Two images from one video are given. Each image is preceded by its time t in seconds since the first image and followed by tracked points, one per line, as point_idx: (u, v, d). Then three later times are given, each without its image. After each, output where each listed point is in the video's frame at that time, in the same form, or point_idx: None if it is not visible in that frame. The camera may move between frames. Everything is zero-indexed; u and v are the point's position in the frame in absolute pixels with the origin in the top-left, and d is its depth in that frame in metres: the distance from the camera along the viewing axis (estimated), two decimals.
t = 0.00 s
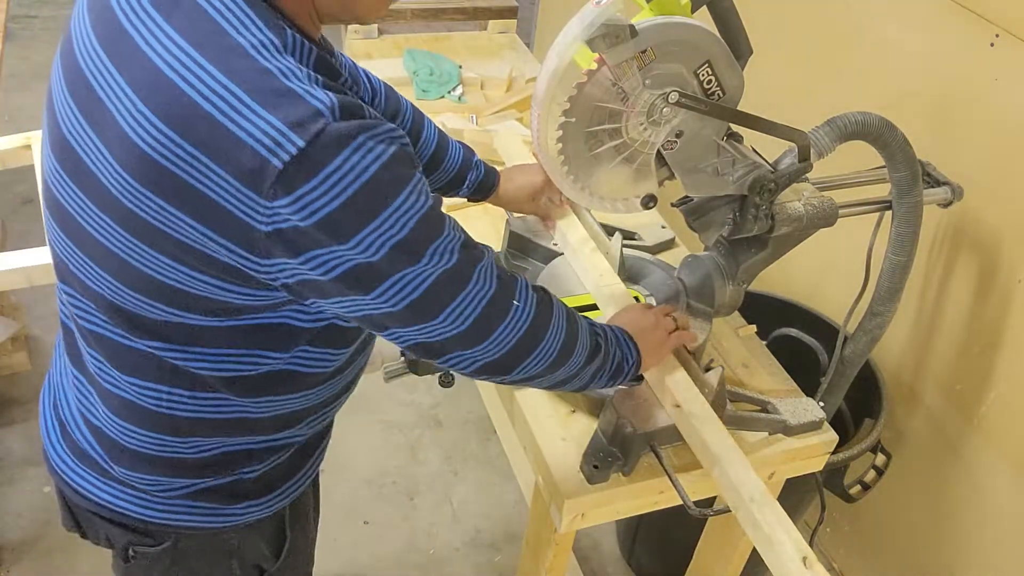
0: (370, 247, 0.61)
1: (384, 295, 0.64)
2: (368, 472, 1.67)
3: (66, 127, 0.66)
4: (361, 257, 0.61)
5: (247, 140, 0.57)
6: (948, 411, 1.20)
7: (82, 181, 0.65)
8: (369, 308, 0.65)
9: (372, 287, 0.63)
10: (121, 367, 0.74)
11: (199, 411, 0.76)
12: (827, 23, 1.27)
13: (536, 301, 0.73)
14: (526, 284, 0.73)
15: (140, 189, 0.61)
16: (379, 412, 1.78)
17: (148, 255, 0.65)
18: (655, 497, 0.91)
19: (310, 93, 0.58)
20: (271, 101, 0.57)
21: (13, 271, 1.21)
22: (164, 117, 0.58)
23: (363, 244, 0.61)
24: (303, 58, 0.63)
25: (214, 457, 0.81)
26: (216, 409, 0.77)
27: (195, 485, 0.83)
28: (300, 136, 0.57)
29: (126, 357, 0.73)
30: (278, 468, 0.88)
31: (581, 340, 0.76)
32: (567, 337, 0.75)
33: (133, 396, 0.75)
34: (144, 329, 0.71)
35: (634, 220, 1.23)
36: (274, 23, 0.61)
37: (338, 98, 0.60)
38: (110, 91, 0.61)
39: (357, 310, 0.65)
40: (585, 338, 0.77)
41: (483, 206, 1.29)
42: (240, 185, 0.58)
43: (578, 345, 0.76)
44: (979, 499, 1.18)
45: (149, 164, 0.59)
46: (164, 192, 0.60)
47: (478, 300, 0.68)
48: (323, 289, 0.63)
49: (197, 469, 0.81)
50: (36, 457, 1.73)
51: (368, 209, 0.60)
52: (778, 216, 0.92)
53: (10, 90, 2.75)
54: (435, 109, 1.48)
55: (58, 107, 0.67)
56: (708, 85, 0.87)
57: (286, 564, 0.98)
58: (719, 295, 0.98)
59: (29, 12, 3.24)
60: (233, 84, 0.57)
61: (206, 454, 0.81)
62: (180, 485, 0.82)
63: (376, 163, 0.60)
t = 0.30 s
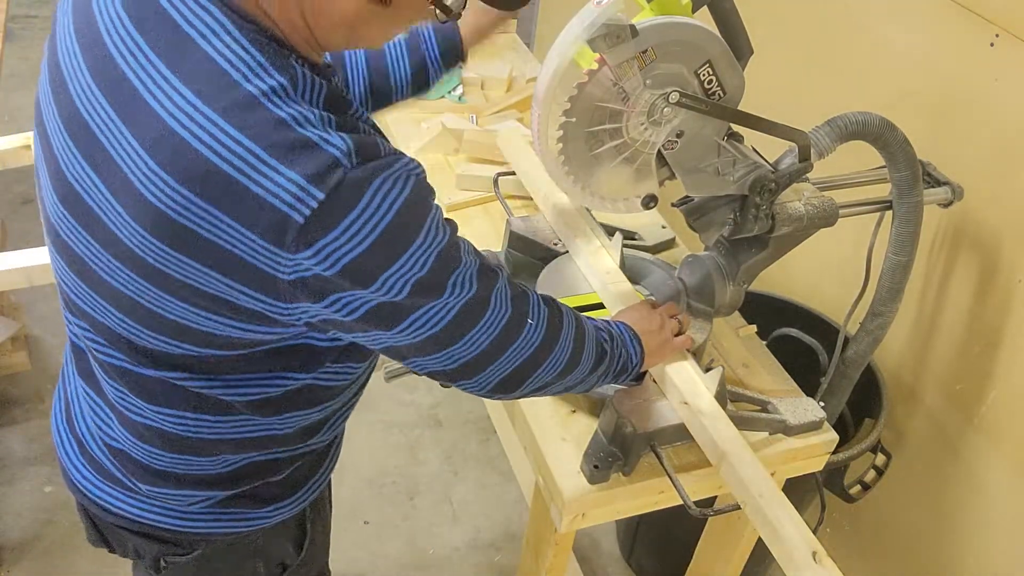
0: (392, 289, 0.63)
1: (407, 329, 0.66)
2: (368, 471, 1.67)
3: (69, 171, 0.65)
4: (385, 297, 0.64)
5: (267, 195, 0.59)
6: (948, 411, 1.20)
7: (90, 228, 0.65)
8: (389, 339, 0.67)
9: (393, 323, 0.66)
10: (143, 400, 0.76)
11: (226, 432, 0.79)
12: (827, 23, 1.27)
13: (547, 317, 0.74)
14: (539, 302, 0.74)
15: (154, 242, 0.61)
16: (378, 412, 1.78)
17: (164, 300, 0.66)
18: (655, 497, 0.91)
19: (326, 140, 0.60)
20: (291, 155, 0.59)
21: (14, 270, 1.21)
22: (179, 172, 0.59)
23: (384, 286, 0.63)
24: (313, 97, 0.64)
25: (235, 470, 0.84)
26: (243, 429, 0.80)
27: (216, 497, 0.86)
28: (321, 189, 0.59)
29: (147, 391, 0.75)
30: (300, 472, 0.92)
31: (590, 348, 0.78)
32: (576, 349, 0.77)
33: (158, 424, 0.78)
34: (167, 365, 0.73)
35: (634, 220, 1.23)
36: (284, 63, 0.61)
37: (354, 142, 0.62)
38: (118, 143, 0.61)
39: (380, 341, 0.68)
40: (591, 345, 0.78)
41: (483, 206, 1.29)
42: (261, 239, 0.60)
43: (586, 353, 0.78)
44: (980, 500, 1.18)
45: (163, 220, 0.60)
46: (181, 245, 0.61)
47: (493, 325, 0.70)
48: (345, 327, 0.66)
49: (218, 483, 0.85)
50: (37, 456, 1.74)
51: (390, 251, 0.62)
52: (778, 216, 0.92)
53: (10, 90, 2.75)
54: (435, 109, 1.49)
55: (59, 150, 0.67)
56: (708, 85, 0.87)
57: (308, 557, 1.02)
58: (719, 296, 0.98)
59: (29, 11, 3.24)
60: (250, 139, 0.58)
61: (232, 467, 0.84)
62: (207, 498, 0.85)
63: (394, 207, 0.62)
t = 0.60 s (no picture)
0: (395, 336, 0.67)
1: (410, 369, 0.70)
2: (368, 472, 1.67)
3: (67, 233, 0.68)
4: (389, 344, 0.67)
5: (273, 266, 0.62)
6: (948, 412, 1.20)
7: (94, 288, 0.68)
8: (393, 379, 0.71)
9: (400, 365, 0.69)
10: (159, 429, 0.80)
11: (244, 452, 0.82)
12: (827, 23, 1.27)
13: (544, 342, 0.76)
14: (536, 326, 0.76)
15: (162, 307, 0.65)
16: (378, 412, 1.78)
17: (175, 352, 0.70)
18: (655, 497, 0.91)
19: (331, 204, 0.63)
20: (292, 225, 0.62)
21: (13, 270, 1.21)
22: (181, 245, 0.62)
23: (389, 335, 0.67)
24: (314, 151, 0.66)
25: (254, 483, 0.88)
26: (260, 448, 0.83)
27: (240, 510, 0.88)
28: (327, 256, 0.63)
29: (162, 421, 0.79)
30: (319, 476, 0.94)
31: (586, 364, 0.80)
32: (573, 369, 0.79)
33: (174, 447, 0.81)
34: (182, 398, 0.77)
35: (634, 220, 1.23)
36: (280, 123, 0.64)
37: (356, 199, 0.65)
38: (115, 214, 0.63)
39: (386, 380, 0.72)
40: (588, 359, 0.80)
41: (483, 206, 1.29)
42: (269, 303, 0.64)
43: (583, 367, 0.80)
44: (980, 500, 1.18)
45: (170, 288, 0.63)
46: (189, 308, 0.65)
47: (492, 361, 0.73)
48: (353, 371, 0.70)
49: (238, 496, 0.87)
50: (37, 457, 1.73)
51: (394, 302, 0.65)
52: (778, 216, 0.92)
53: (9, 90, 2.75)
54: (435, 109, 1.49)
55: (54, 213, 0.68)
56: (680, 111, 0.83)
57: (321, 553, 1.06)
58: (719, 296, 0.98)
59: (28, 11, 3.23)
60: (251, 212, 0.61)
61: (252, 481, 0.87)
62: (229, 511, 0.88)
63: (397, 257, 0.65)
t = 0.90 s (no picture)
0: (392, 342, 0.67)
1: (405, 375, 0.70)
2: (367, 472, 1.67)
3: (73, 226, 0.67)
4: (385, 350, 0.67)
5: (275, 271, 0.62)
6: (948, 411, 1.20)
7: (100, 282, 0.68)
8: (389, 386, 0.71)
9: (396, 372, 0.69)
10: (166, 418, 0.80)
11: (247, 440, 0.82)
12: (826, 23, 1.27)
13: (542, 351, 0.76)
14: (533, 338, 0.76)
15: (166, 305, 0.65)
16: (378, 412, 1.78)
17: (179, 347, 0.70)
18: (655, 497, 0.91)
19: (333, 209, 0.63)
20: (295, 231, 0.62)
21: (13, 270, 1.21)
22: (186, 246, 0.62)
23: (386, 342, 0.66)
24: (318, 158, 0.66)
25: (258, 469, 0.88)
26: (265, 436, 0.82)
27: (244, 494, 0.89)
28: (326, 261, 0.62)
29: (170, 409, 0.79)
30: (322, 460, 0.95)
31: (585, 373, 0.80)
32: (571, 378, 0.79)
33: (179, 434, 0.81)
34: (186, 391, 0.77)
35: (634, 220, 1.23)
36: (289, 130, 0.64)
37: (358, 206, 0.65)
38: (121, 212, 0.63)
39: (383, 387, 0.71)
40: (587, 369, 0.80)
41: (483, 206, 1.29)
42: (270, 305, 0.64)
43: (582, 377, 0.80)
44: (979, 500, 1.18)
45: (173, 287, 0.63)
46: (193, 308, 0.65)
47: (489, 370, 0.73)
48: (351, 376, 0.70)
49: (242, 480, 0.87)
50: (37, 456, 1.74)
51: (391, 309, 0.65)
52: (778, 216, 0.92)
53: (9, 90, 2.75)
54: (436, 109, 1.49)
55: (62, 208, 0.68)
56: (641, 169, 0.87)
57: (323, 535, 1.06)
58: (719, 295, 0.98)
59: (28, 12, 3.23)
60: (255, 216, 0.61)
61: (258, 465, 0.87)
62: (236, 495, 0.88)
63: (394, 265, 0.65)
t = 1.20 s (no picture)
0: (396, 351, 0.67)
1: (408, 383, 0.70)
2: (367, 472, 1.67)
3: (79, 231, 0.67)
4: (388, 358, 0.67)
5: (280, 280, 0.62)
6: (948, 411, 1.20)
7: (105, 287, 0.68)
8: (393, 392, 0.71)
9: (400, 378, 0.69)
10: (168, 421, 0.80)
11: (248, 442, 0.82)
12: (826, 23, 1.27)
13: (546, 356, 0.76)
14: (536, 343, 0.76)
15: (170, 311, 0.65)
16: (378, 412, 1.78)
17: (183, 353, 0.70)
18: (655, 497, 0.91)
19: (341, 220, 0.63)
20: (302, 241, 0.62)
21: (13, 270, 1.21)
22: (192, 253, 0.62)
23: (390, 350, 0.66)
24: (327, 168, 0.66)
25: (257, 470, 0.87)
26: (267, 437, 0.82)
27: (242, 494, 0.88)
28: (333, 271, 0.63)
29: (173, 413, 0.79)
30: (321, 460, 0.95)
31: (587, 377, 0.80)
32: (574, 382, 0.79)
33: (181, 436, 0.81)
34: (189, 393, 0.77)
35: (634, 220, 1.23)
36: (297, 140, 0.64)
37: (365, 215, 0.65)
38: (127, 219, 0.63)
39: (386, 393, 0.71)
40: (590, 373, 0.80)
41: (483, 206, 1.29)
42: (275, 314, 0.63)
43: (584, 381, 0.80)
44: (979, 500, 1.18)
45: (178, 294, 0.63)
46: (198, 315, 0.65)
47: (493, 375, 0.73)
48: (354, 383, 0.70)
49: (241, 481, 0.87)
50: (37, 457, 1.73)
51: (395, 318, 0.65)
52: (778, 216, 0.92)
53: (10, 90, 2.75)
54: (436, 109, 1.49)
55: (67, 212, 0.68)
56: (642, 169, 0.87)
57: (322, 535, 1.06)
58: (719, 295, 0.98)
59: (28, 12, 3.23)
60: (262, 225, 0.61)
61: (257, 466, 0.87)
62: (235, 496, 0.88)
63: (399, 275, 0.65)
